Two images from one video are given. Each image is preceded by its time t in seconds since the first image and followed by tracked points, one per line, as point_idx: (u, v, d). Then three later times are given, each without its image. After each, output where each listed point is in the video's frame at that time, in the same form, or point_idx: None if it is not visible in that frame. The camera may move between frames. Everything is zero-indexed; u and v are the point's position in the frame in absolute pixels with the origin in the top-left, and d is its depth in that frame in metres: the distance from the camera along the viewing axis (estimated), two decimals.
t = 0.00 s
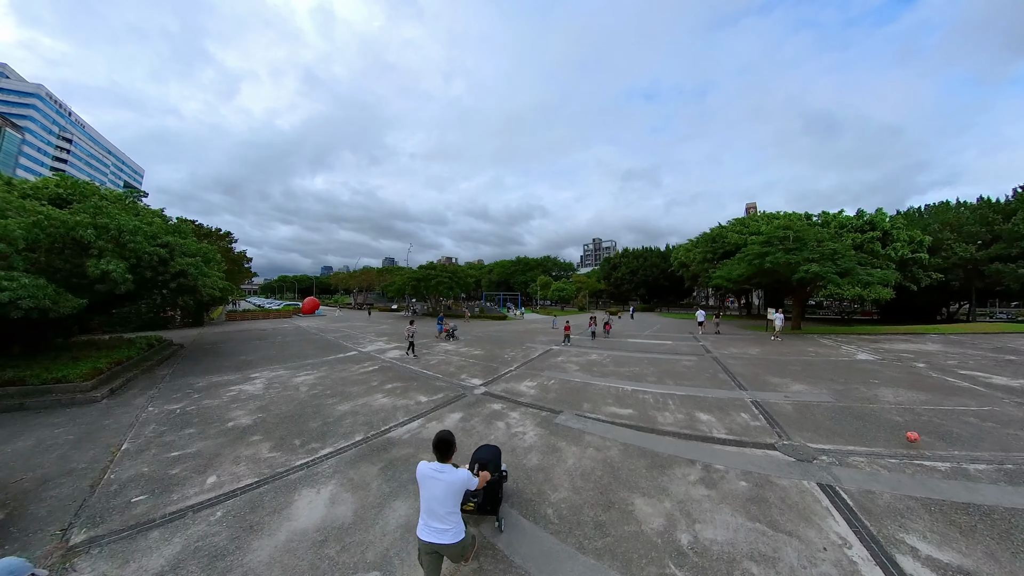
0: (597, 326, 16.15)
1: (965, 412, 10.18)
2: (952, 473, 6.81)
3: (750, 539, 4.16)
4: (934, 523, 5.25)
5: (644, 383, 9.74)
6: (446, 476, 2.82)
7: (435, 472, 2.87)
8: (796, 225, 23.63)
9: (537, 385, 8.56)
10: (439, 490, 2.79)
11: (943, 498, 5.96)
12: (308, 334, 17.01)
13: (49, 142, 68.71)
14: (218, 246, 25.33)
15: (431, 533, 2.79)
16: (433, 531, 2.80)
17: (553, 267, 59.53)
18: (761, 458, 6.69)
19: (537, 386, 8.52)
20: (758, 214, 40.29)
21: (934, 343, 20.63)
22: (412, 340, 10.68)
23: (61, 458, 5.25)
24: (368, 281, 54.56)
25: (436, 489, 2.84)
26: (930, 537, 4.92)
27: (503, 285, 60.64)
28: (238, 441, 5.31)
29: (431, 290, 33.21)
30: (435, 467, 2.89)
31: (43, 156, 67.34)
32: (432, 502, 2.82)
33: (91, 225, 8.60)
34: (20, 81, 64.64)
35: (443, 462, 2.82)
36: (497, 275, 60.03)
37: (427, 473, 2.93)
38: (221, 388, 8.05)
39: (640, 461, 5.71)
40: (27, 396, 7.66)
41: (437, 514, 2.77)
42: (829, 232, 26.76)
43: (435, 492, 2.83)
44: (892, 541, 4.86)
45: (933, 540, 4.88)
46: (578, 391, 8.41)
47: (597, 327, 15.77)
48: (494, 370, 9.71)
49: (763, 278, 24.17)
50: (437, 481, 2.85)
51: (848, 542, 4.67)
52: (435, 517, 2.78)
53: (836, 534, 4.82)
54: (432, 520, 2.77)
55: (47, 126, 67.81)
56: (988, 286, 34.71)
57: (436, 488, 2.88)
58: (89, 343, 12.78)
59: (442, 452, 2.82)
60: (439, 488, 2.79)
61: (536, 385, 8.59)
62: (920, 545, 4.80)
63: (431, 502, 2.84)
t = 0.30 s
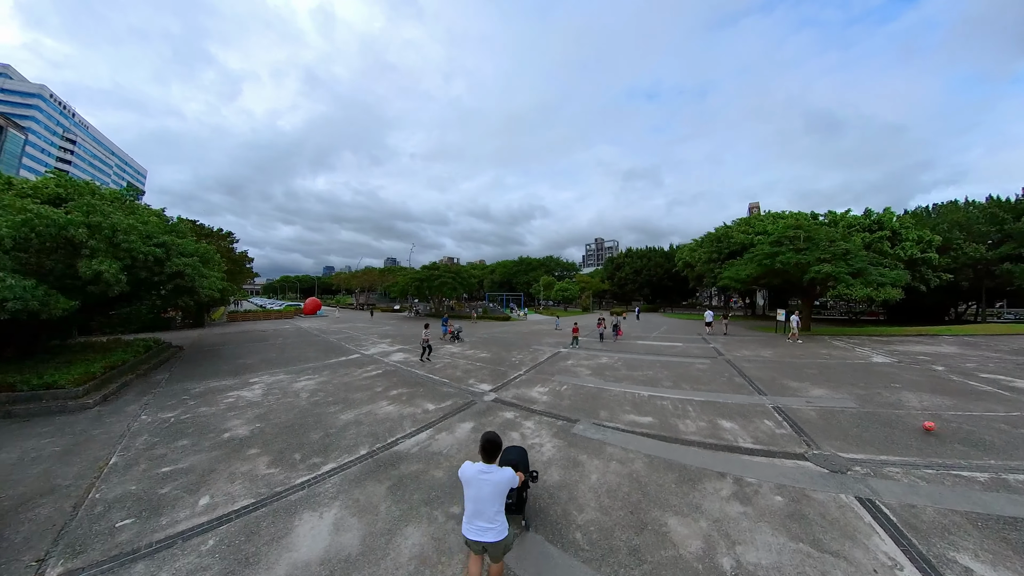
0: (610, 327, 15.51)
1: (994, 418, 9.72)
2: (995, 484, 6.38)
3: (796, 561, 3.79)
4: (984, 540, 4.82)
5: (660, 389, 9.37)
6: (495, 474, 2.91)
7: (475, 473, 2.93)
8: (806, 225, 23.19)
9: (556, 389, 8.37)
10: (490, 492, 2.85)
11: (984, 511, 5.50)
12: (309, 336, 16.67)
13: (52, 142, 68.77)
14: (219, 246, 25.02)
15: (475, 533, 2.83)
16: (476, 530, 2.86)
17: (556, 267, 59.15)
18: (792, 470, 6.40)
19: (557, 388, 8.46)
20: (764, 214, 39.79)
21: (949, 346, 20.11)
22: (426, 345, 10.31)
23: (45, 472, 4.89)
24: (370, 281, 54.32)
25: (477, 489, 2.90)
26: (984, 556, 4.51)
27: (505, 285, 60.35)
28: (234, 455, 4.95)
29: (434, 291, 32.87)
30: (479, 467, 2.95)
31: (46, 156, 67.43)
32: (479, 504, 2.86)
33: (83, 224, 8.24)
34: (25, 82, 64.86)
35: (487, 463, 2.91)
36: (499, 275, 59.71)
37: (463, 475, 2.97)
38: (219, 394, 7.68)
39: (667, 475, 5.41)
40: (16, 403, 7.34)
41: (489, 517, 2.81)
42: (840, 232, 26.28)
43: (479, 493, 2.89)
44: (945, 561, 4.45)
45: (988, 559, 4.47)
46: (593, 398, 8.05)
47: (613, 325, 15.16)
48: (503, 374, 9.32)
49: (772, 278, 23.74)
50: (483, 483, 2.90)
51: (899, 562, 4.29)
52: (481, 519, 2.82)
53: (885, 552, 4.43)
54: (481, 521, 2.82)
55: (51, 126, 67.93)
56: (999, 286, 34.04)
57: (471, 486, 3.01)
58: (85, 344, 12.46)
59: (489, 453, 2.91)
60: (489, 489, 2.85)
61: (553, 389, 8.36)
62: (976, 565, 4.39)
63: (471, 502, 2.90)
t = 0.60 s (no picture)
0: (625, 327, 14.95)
1: None
2: None
3: None
4: None
5: (677, 391, 9.05)
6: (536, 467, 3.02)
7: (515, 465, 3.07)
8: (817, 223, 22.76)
9: (573, 391, 8.10)
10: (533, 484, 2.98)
11: None
12: (311, 336, 16.34)
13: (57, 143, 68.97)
14: (221, 246, 24.77)
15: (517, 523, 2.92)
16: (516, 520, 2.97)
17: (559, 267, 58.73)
18: (828, 477, 6.07)
19: (575, 390, 8.21)
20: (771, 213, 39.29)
21: (966, 346, 19.59)
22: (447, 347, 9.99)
23: (30, 483, 4.56)
24: (372, 281, 54.09)
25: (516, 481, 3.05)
26: None
27: (508, 285, 60.06)
28: (232, 467, 4.61)
29: (438, 291, 32.54)
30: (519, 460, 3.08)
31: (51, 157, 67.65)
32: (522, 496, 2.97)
33: (78, 220, 7.92)
34: (30, 84, 65.09)
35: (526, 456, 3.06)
36: (503, 275, 59.42)
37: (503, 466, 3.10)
38: (218, 398, 7.32)
39: (699, 484, 5.15)
40: (7, 407, 7.03)
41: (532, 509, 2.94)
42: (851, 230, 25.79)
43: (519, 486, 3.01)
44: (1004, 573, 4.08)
45: None
46: (610, 402, 7.73)
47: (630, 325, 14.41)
48: (513, 376, 8.96)
49: (782, 278, 23.32)
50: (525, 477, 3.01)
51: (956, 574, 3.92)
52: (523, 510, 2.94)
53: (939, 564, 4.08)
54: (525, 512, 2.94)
55: (56, 128, 68.14)
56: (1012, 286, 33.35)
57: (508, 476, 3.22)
58: (83, 345, 12.16)
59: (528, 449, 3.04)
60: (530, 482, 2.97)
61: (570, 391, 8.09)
62: None
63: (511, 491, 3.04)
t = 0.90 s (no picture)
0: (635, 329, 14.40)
1: None
2: None
3: None
4: None
5: (693, 397, 8.75)
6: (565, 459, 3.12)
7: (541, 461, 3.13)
8: (827, 223, 22.31)
9: (587, 397, 7.80)
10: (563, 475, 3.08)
11: None
12: (313, 338, 16.06)
13: (63, 145, 69.32)
14: (222, 246, 24.57)
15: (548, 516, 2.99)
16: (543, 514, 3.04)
17: (562, 267, 58.37)
18: (861, 489, 5.70)
19: (588, 396, 7.90)
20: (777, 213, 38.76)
21: (982, 348, 19.06)
22: (467, 350, 9.67)
23: (11, 499, 4.25)
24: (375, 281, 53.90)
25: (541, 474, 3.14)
26: None
27: (511, 285, 59.83)
28: (227, 483, 4.28)
29: (441, 291, 32.24)
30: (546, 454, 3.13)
31: (57, 158, 68.04)
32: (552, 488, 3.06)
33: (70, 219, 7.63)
34: (35, 86, 65.40)
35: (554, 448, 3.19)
36: (506, 275, 59.14)
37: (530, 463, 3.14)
38: (215, 405, 7.02)
39: (728, 499, 4.83)
40: None
41: (562, 499, 3.04)
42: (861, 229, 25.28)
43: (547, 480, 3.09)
44: None
45: None
46: (626, 408, 7.42)
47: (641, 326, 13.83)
48: (522, 380, 8.62)
49: (791, 278, 22.90)
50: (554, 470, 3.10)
51: None
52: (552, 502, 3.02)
53: None
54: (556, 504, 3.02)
55: (61, 130, 68.45)
56: None
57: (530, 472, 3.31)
58: (81, 347, 11.92)
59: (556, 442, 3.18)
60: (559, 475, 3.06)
61: (584, 396, 7.79)
62: None
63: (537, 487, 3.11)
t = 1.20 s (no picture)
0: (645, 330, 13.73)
1: None
2: None
3: None
4: None
5: (709, 401, 8.44)
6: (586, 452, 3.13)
7: (559, 455, 3.12)
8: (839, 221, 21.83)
9: (600, 400, 7.48)
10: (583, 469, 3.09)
11: None
12: (314, 338, 15.78)
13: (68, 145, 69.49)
14: (223, 246, 24.33)
15: (569, 510, 3.02)
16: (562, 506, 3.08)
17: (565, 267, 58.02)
18: (896, 501, 5.33)
19: (600, 399, 7.57)
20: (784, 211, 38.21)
21: (999, 349, 18.53)
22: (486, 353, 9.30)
23: None
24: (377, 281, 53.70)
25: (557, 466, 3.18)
26: None
27: (514, 285, 59.55)
28: (217, 498, 3.97)
29: (444, 291, 31.93)
30: (566, 449, 3.10)
31: (61, 159, 68.23)
32: (571, 481, 3.08)
33: (62, 216, 7.37)
34: (40, 87, 65.59)
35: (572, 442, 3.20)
36: (508, 275, 58.82)
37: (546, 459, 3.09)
38: (211, 409, 6.71)
39: (759, 514, 4.50)
40: None
41: (583, 491, 3.07)
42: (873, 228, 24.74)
43: (566, 474, 3.09)
44: None
45: None
46: (641, 414, 7.11)
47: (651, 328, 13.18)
48: (529, 383, 8.28)
49: (801, 278, 22.46)
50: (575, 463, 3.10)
51: None
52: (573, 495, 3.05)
53: None
54: (577, 496, 3.05)
55: (65, 130, 68.60)
56: None
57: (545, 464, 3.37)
58: (78, 347, 11.67)
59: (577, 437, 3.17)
60: (580, 468, 3.08)
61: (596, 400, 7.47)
62: None
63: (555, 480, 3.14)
